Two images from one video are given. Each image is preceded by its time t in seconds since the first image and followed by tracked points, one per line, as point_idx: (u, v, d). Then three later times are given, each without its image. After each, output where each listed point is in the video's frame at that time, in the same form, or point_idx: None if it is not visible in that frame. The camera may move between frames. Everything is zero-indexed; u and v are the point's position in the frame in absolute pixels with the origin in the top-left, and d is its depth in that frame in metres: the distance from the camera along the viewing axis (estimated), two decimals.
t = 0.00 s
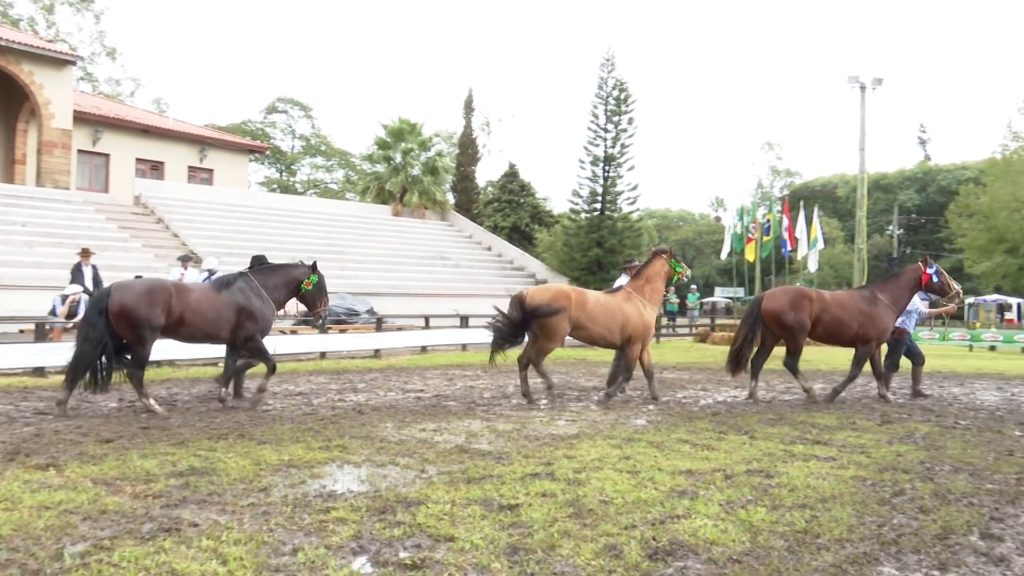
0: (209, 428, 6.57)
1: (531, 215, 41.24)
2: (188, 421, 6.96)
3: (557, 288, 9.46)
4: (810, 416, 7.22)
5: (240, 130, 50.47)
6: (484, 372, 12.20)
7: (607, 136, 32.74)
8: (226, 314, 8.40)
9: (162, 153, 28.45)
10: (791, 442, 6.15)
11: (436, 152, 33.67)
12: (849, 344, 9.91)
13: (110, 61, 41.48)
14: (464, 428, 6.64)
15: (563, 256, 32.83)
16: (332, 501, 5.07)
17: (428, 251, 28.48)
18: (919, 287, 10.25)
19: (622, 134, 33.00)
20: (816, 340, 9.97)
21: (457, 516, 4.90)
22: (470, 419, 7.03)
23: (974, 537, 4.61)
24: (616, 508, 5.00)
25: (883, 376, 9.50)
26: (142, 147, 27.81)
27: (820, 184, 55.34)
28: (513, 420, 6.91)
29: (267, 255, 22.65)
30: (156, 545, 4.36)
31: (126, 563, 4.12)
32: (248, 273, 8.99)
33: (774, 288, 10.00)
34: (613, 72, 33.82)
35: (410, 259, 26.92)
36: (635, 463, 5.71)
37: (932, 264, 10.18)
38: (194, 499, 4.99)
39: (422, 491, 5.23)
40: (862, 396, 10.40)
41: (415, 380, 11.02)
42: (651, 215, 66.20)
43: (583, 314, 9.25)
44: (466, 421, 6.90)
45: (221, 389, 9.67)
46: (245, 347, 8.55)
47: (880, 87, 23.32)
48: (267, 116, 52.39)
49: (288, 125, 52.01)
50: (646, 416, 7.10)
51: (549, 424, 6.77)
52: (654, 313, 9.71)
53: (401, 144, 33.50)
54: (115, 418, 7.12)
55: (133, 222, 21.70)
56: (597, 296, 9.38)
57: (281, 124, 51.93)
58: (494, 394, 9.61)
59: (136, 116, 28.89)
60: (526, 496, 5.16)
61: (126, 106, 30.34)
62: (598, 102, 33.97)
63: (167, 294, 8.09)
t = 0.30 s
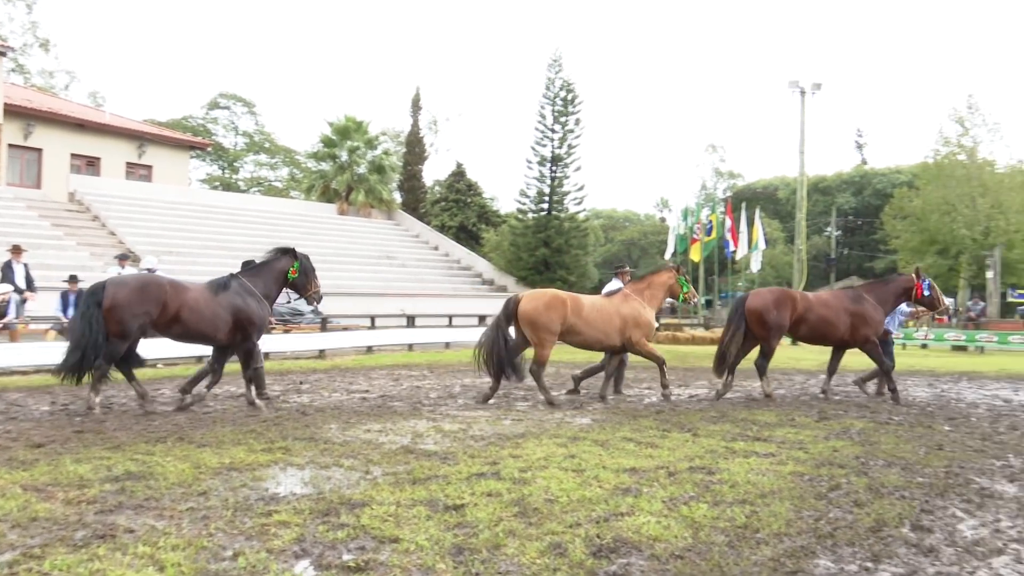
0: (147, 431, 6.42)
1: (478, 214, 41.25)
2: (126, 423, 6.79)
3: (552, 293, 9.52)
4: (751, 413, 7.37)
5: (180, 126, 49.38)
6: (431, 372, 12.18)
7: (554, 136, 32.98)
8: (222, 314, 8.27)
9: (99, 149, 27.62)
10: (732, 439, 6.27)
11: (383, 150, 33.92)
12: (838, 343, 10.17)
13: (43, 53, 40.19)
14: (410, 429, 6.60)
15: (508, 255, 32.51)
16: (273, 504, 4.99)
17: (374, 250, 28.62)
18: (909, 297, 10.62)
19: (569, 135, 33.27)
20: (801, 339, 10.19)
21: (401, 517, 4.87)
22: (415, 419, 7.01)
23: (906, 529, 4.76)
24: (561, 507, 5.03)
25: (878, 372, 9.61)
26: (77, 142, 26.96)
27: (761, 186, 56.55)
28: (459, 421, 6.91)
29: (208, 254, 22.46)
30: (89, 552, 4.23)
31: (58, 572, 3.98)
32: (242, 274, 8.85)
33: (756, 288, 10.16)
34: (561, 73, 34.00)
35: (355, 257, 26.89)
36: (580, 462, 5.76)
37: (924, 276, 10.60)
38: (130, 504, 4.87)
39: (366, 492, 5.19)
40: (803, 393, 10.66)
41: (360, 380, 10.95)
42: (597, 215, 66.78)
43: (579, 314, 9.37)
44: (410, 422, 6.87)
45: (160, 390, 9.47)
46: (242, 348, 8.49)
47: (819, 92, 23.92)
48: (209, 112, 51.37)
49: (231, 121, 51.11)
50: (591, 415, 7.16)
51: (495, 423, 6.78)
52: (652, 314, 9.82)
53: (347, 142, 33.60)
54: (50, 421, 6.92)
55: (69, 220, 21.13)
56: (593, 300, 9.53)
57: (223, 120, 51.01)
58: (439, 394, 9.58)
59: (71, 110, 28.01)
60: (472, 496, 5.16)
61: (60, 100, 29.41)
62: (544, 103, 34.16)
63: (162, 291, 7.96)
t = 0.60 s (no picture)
0: (81, 434, 6.25)
1: (425, 214, 41.30)
2: (60, 427, 6.60)
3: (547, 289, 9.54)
4: (694, 411, 7.50)
5: (118, 121, 48.06)
6: (377, 372, 12.11)
7: (500, 136, 33.04)
8: (211, 315, 8.38)
9: (32, 143, 26.74)
10: (676, 437, 6.37)
11: (329, 148, 33.42)
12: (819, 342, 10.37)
13: None
14: (355, 429, 6.55)
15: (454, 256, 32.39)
16: (215, 507, 4.90)
17: (319, 248, 28.32)
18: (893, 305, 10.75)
19: (516, 135, 33.35)
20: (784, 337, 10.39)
21: (346, 519, 4.82)
22: (361, 420, 6.96)
23: (842, 522, 4.89)
24: (507, 506, 5.03)
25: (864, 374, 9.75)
26: (9, 136, 26.04)
27: (705, 188, 57.48)
28: (404, 420, 6.88)
29: (146, 253, 22.07)
30: (19, 561, 4.09)
31: None
32: (234, 276, 9.05)
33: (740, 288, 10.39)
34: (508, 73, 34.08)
35: (299, 257, 26.66)
36: (527, 461, 5.78)
37: (913, 287, 10.70)
38: (64, 510, 4.73)
39: (310, 494, 5.13)
40: (747, 390, 10.89)
41: (305, 381, 10.83)
42: (544, 215, 67.04)
43: (575, 313, 9.40)
44: (356, 422, 6.81)
45: (96, 393, 9.24)
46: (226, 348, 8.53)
47: (760, 96, 24.47)
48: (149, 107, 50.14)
49: (171, 116, 49.99)
50: (538, 414, 7.19)
51: (441, 423, 6.76)
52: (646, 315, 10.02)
53: (292, 139, 32.90)
54: None
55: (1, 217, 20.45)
56: (587, 297, 9.56)
57: (163, 115, 49.85)
58: (385, 394, 9.53)
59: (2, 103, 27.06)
60: (418, 496, 5.13)
61: None
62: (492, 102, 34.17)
63: (151, 297, 8.08)
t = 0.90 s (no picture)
0: (20, 438, 6.07)
1: (377, 213, 42.54)
2: None
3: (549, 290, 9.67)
4: (645, 409, 7.60)
5: (60, 116, 46.79)
6: (328, 373, 12.01)
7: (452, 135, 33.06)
8: (206, 316, 8.48)
9: None
10: (627, 435, 6.44)
11: (278, 146, 33.20)
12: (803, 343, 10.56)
13: None
14: (304, 430, 6.49)
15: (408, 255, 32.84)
16: (159, 511, 4.80)
17: (269, 248, 28.11)
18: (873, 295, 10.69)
19: (468, 134, 33.38)
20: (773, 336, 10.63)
21: (295, 521, 4.76)
22: (310, 420, 6.90)
23: (788, 517, 4.99)
24: (459, 506, 5.03)
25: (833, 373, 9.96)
26: None
27: (656, 189, 58.30)
28: (355, 421, 6.85)
29: (89, 253, 21.59)
30: None
31: None
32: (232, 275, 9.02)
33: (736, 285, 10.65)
34: (461, 73, 34.14)
35: (247, 257, 26.35)
36: (479, 460, 5.79)
37: (887, 272, 10.61)
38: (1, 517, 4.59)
39: (258, 497, 5.06)
40: (697, 389, 11.07)
41: (254, 382, 10.70)
42: (497, 214, 67.15)
43: (577, 313, 9.51)
44: (305, 423, 6.75)
45: (36, 395, 8.98)
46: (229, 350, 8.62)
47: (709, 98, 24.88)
48: (91, 102, 48.91)
49: (115, 112, 48.91)
50: (489, 414, 7.21)
51: (393, 423, 6.74)
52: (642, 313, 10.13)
53: (240, 136, 32.57)
54: None
55: None
56: (587, 296, 9.65)
57: (106, 111, 48.73)
58: (336, 395, 9.46)
59: None
60: (369, 498, 5.10)
61: None
62: (446, 102, 34.15)
63: (151, 296, 8.20)
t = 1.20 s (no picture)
0: None
1: (334, 212, 42.10)
2: None
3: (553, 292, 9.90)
4: (598, 406, 7.76)
5: (8, 112, 45.49)
6: (285, 372, 11.97)
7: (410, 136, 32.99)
8: (214, 313, 8.70)
9: None
10: (580, 431, 6.58)
11: (236, 145, 32.68)
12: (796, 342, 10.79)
13: None
14: (262, 429, 6.50)
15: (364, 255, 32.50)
16: (113, 512, 4.78)
17: (225, 246, 27.77)
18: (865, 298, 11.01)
19: (426, 136, 33.36)
20: (765, 336, 10.83)
21: (251, 520, 4.78)
22: (268, 419, 6.91)
23: (734, 509, 5.16)
24: (415, 502, 5.10)
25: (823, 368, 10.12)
26: None
27: (609, 190, 59.06)
28: (313, 419, 6.88)
29: (42, 251, 21.13)
30: None
31: None
32: (236, 276, 9.27)
33: (725, 289, 10.82)
34: (417, 74, 34.14)
35: (203, 256, 26.00)
36: (435, 457, 5.86)
37: (882, 279, 10.97)
38: None
39: (214, 496, 5.07)
40: (655, 386, 11.29)
41: (210, 381, 10.62)
42: (455, 214, 67.21)
43: (581, 314, 9.80)
44: (263, 422, 6.76)
45: None
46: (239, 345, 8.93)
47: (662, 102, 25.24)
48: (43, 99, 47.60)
49: (68, 110, 47.67)
50: (448, 411, 7.29)
51: (350, 421, 6.79)
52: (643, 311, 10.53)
53: (197, 135, 31.98)
54: None
55: None
56: (591, 299, 9.99)
57: (59, 109, 47.50)
58: (293, 394, 9.45)
59: None
60: (325, 495, 5.14)
61: None
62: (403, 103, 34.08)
63: (160, 290, 8.47)
